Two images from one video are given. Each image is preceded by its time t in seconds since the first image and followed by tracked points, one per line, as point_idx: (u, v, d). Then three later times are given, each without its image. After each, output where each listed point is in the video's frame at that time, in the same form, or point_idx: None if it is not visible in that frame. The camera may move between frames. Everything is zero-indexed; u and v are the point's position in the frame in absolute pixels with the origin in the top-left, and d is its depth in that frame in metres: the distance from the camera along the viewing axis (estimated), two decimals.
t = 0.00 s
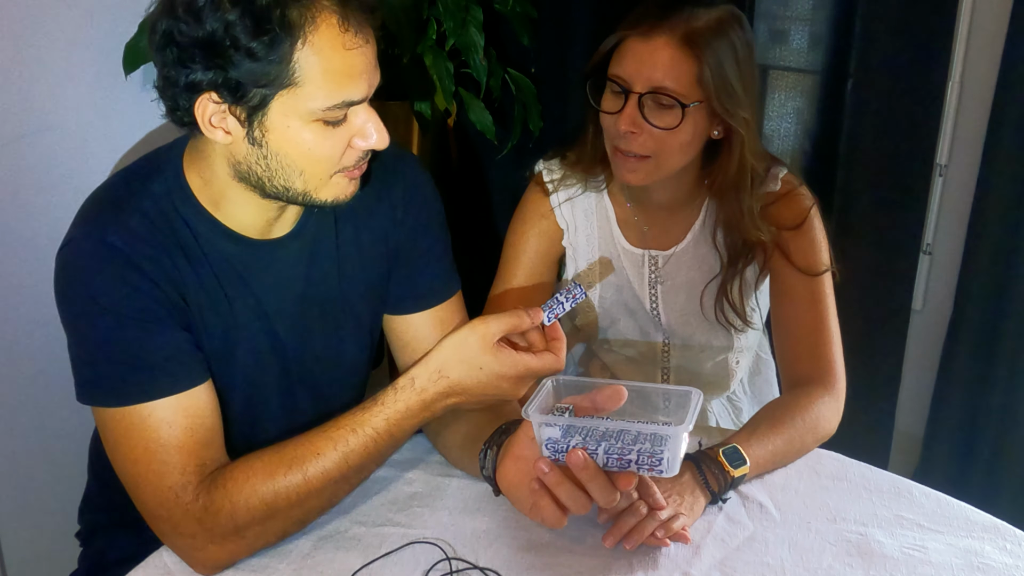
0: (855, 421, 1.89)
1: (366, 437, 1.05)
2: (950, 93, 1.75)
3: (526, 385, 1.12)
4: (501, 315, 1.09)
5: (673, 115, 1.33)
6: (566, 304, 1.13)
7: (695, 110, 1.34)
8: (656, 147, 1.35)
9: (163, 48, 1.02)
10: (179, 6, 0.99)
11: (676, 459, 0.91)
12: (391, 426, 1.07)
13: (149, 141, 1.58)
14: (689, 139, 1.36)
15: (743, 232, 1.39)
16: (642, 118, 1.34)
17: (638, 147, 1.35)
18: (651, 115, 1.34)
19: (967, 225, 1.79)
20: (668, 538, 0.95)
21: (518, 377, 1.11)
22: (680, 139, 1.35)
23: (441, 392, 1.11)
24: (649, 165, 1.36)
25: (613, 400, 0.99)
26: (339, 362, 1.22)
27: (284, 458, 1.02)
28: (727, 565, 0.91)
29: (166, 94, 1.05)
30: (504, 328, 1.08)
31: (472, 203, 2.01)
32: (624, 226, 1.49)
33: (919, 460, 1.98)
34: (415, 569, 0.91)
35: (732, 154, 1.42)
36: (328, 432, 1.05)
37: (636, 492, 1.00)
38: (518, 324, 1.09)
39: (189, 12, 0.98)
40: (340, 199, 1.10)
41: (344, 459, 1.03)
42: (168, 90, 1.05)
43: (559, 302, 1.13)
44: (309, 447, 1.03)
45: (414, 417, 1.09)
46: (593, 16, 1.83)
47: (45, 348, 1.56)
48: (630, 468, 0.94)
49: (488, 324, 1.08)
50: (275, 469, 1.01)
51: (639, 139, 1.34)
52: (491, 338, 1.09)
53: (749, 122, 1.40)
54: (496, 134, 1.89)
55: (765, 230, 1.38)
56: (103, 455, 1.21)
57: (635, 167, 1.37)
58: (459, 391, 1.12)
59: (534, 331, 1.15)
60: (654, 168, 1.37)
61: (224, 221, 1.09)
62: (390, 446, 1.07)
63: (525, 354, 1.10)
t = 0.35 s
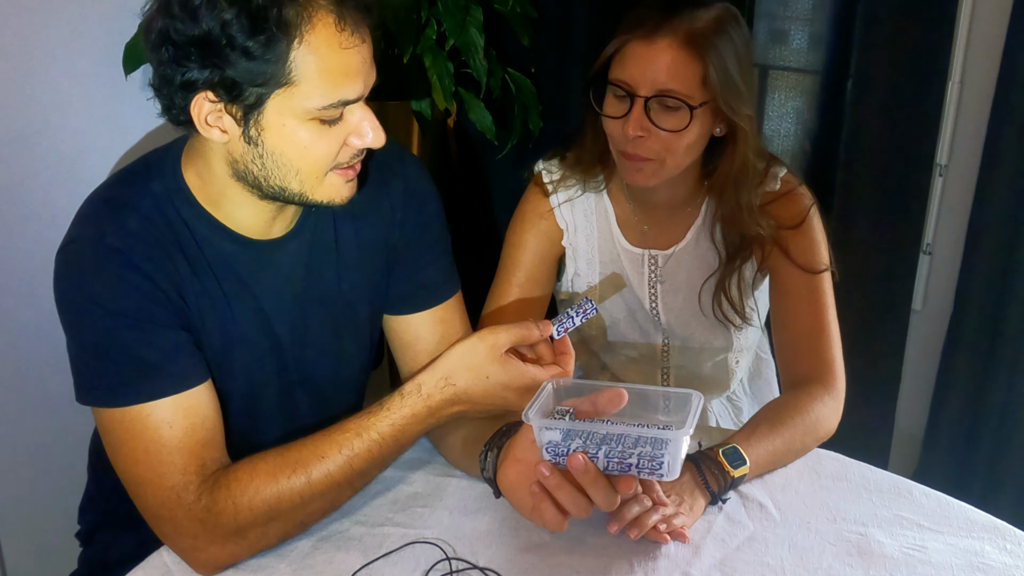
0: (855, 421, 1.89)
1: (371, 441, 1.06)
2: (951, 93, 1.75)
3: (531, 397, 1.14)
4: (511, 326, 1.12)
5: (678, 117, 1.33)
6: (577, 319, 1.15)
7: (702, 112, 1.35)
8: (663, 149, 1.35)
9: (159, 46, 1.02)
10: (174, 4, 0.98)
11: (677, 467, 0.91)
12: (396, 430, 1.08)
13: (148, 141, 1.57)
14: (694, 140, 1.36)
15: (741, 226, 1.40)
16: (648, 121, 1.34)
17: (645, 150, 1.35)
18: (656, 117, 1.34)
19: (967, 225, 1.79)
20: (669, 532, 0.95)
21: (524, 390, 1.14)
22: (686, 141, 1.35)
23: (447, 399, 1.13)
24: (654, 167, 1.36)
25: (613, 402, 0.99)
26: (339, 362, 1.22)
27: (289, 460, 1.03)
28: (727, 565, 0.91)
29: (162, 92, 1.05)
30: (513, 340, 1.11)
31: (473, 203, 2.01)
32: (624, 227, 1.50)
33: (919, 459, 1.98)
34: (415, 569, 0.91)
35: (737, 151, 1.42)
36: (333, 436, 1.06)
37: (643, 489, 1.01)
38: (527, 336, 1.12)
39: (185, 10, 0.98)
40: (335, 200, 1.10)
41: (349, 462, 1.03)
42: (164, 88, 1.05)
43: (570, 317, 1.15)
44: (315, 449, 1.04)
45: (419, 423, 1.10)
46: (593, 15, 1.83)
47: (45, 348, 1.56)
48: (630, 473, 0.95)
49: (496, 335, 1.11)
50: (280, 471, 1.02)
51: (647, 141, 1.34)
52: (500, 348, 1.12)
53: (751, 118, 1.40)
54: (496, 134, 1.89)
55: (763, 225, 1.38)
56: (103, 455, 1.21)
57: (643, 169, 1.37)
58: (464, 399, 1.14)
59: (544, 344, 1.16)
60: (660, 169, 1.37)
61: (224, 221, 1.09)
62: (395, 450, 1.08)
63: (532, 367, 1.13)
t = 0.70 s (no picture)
0: (855, 421, 1.89)
1: (372, 442, 1.06)
2: (950, 93, 1.75)
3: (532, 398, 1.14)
4: (513, 329, 1.12)
5: (680, 118, 1.33)
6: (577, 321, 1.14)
7: (703, 113, 1.35)
8: (664, 151, 1.34)
9: (164, 49, 1.02)
10: (179, 7, 0.98)
11: (678, 466, 0.91)
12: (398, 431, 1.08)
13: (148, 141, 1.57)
14: (696, 141, 1.36)
15: (741, 226, 1.40)
16: (650, 123, 1.34)
17: (647, 152, 1.35)
18: (658, 120, 1.34)
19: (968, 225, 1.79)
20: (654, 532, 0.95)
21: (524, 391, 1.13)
22: (687, 142, 1.35)
23: (449, 401, 1.13)
24: (657, 169, 1.36)
25: (614, 402, 0.98)
26: (340, 362, 1.22)
27: (290, 461, 1.03)
28: (727, 565, 0.91)
29: (166, 94, 1.05)
30: (515, 342, 1.11)
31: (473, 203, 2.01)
32: (625, 227, 1.50)
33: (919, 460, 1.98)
34: (415, 569, 0.91)
35: (737, 152, 1.41)
36: (335, 437, 1.06)
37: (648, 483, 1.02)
38: (529, 339, 1.11)
39: (191, 12, 0.97)
40: (339, 200, 1.10)
41: (350, 463, 1.03)
42: (168, 91, 1.05)
43: (570, 319, 1.14)
44: (316, 450, 1.04)
45: (421, 425, 1.10)
46: (593, 15, 1.83)
47: (45, 348, 1.56)
48: (631, 474, 0.94)
49: (499, 337, 1.11)
50: (281, 471, 1.02)
51: (648, 143, 1.34)
52: (502, 351, 1.11)
53: (751, 118, 1.40)
54: (496, 134, 1.89)
55: (763, 225, 1.38)
56: (103, 455, 1.21)
57: (644, 171, 1.37)
58: (466, 400, 1.14)
59: (544, 347, 1.17)
60: (662, 172, 1.37)
61: (224, 221, 1.09)
62: (396, 451, 1.07)
63: (534, 369, 1.13)
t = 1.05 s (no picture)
0: (855, 421, 1.89)
1: (372, 441, 1.06)
2: (950, 93, 1.75)
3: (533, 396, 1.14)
4: (513, 328, 1.12)
5: (681, 119, 1.33)
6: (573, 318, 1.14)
7: (704, 114, 1.35)
8: (665, 154, 1.35)
9: (180, 63, 1.01)
10: (194, 20, 0.98)
11: (677, 466, 0.91)
12: (399, 431, 1.08)
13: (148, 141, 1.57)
14: (697, 142, 1.36)
15: (742, 226, 1.39)
16: (652, 125, 1.34)
17: (647, 155, 1.35)
18: (660, 122, 1.34)
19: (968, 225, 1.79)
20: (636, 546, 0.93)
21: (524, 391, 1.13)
22: (688, 144, 1.35)
23: (449, 400, 1.13)
24: (658, 172, 1.36)
25: (613, 405, 0.99)
26: (340, 362, 1.22)
27: (291, 460, 1.03)
28: (727, 565, 0.91)
29: (180, 108, 1.03)
30: (515, 342, 1.11)
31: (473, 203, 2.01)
32: (625, 228, 1.49)
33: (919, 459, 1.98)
34: (415, 569, 0.91)
35: (738, 152, 1.41)
36: (335, 436, 1.06)
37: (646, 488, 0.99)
38: (529, 339, 1.11)
39: (206, 25, 0.97)
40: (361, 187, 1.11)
41: (350, 462, 1.03)
42: (182, 105, 1.03)
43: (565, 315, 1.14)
44: (316, 450, 1.04)
45: (421, 425, 1.10)
46: (592, 15, 1.83)
47: (45, 348, 1.56)
48: (629, 477, 0.95)
49: (499, 337, 1.12)
50: (281, 471, 1.01)
51: (650, 145, 1.34)
52: (502, 350, 1.12)
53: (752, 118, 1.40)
54: (496, 134, 1.89)
55: (764, 226, 1.38)
56: (103, 455, 1.21)
57: (646, 174, 1.37)
58: (467, 400, 1.14)
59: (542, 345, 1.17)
60: (664, 174, 1.37)
61: (225, 221, 1.09)
62: (397, 451, 1.07)
63: (534, 368, 1.13)
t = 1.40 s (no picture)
0: (855, 422, 1.89)
1: (373, 440, 1.06)
2: (950, 93, 1.75)
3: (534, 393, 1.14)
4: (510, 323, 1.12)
5: (684, 119, 1.33)
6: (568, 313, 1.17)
7: (707, 113, 1.35)
8: (667, 155, 1.35)
9: (181, 62, 1.01)
10: (196, 19, 0.97)
11: (677, 468, 0.91)
12: (399, 430, 1.08)
13: (149, 142, 1.57)
14: (700, 142, 1.37)
15: (743, 225, 1.40)
16: (654, 124, 1.33)
17: (649, 155, 1.35)
18: (661, 121, 1.34)
19: (968, 225, 1.79)
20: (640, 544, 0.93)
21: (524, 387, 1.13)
22: (690, 143, 1.35)
23: (450, 399, 1.12)
24: (661, 175, 1.37)
25: (613, 404, 0.98)
26: (341, 362, 1.22)
27: (291, 460, 1.03)
28: (727, 565, 0.91)
29: (181, 107, 1.03)
30: (515, 336, 1.11)
31: (473, 203, 2.01)
32: (625, 227, 1.49)
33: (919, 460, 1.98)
34: (415, 569, 0.91)
35: (738, 152, 1.41)
36: (336, 435, 1.05)
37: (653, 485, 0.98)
38: (527, 332, 1.11)
39: (208, 25, 0.97)
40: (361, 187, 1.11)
41: (351, 460, 1.03)
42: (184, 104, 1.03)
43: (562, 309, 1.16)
44: (317, 449, 1.04)
45: (422, 423, 1.10)
46: (593, 15, 1.83)
47: (44, 348, 1.56)
48: (630, 477, 0.94)
49: (498, 332, 1.11)
50: (282, 469, 1.01)
51: (653, 145, 1.34)
52: (502, 345, 1.12)
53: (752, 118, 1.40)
54: (496, 134, 1.89)
55: (765, 225, 1.38)
56: (103, 456, 1.21)
57: (648, 174, 1.37)
58: (467, 399, 1.13)
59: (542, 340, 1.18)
60: (667, 176, 1.37)
61: (227, 222, 1.09)
62: (397, 450, 1.07)
63: (534, 364, 1.12)
